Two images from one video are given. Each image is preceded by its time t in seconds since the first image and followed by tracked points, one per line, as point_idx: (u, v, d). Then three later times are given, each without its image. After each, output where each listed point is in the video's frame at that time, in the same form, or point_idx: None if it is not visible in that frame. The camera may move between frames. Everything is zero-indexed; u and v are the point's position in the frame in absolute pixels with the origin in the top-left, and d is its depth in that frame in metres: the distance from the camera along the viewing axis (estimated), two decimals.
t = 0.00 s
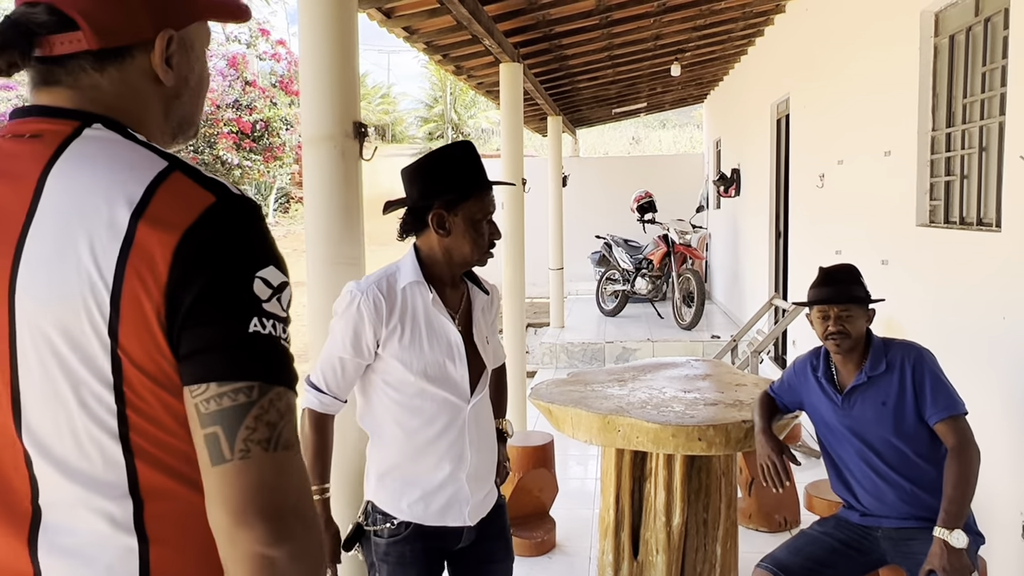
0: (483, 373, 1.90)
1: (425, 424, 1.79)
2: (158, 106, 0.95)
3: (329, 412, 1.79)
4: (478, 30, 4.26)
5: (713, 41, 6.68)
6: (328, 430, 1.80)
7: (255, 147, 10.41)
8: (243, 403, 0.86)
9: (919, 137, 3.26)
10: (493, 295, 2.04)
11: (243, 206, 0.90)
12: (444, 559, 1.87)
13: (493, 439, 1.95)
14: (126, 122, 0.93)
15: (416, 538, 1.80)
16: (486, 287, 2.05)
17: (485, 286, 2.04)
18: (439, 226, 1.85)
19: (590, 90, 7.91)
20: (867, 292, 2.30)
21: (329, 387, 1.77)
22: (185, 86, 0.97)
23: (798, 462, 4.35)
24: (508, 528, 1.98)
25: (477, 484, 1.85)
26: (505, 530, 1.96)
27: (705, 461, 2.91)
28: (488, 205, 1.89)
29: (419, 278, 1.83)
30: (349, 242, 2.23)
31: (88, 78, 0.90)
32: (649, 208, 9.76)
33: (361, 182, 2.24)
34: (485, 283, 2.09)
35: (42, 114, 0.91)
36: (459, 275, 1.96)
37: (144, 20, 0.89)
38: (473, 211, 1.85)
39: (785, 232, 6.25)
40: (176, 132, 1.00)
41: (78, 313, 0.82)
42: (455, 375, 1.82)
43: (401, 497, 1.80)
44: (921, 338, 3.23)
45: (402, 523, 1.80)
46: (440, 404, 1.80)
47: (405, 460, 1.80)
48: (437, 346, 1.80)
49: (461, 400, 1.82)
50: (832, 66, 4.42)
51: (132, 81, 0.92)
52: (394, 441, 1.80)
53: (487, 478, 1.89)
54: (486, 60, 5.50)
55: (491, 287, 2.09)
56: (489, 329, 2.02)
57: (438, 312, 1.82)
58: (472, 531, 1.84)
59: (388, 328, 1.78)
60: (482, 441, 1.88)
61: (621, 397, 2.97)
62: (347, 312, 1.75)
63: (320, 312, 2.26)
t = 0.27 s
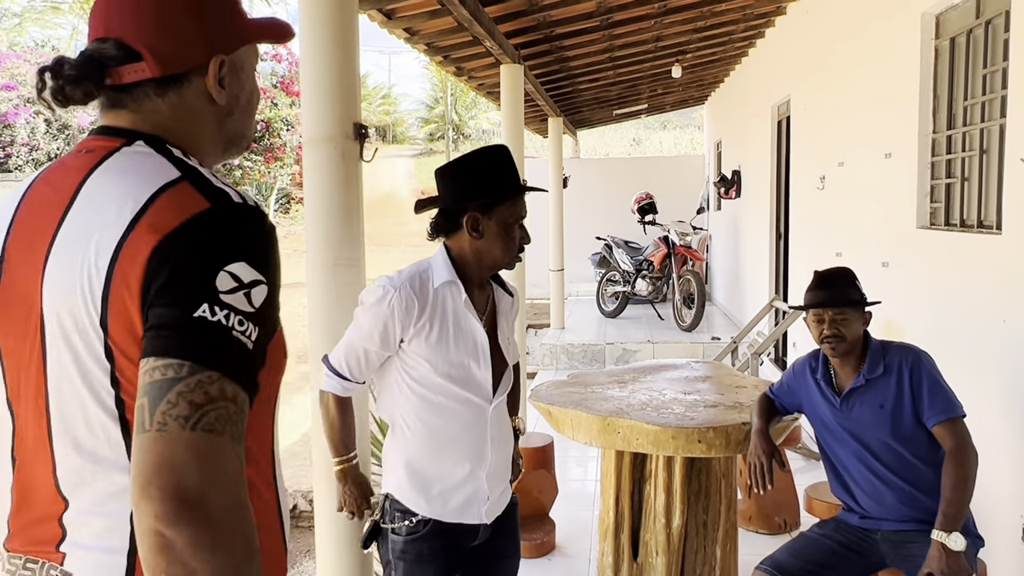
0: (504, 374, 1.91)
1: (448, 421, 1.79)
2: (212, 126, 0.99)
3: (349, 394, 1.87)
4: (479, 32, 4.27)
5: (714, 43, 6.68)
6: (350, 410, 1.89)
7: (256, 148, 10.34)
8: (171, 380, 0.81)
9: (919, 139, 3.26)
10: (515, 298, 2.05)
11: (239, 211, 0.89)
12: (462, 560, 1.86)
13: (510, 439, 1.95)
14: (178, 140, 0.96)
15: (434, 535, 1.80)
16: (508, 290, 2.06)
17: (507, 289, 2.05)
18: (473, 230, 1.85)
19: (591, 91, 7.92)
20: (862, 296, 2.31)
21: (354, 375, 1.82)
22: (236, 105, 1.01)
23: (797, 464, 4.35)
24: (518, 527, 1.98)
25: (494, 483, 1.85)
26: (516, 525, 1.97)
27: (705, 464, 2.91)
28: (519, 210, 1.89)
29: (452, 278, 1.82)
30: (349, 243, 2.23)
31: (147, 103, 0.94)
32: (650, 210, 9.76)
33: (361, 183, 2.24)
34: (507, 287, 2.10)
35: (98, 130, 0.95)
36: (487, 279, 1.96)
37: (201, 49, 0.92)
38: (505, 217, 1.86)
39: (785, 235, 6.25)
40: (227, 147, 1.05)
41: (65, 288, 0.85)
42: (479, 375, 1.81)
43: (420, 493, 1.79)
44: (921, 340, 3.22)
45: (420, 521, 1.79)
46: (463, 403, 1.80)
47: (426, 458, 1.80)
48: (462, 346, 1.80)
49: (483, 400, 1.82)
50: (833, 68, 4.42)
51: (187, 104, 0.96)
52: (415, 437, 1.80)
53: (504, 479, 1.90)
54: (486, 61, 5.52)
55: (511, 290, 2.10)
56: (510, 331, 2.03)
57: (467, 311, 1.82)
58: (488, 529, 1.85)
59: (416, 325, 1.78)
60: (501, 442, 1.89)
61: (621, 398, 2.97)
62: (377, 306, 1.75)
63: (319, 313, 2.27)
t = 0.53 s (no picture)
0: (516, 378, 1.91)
1: (459, 419, 1.80)
2: (221, 126, 1.10)
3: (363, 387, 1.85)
4: (480, 34, 4.27)
5: (715, 45, 6.69)
6: (365, 402, 1.87)
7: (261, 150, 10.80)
8: (141, 356, 0.89)
9: (919, 142, 3.26)
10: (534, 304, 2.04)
11: (205, 198, 0.96)
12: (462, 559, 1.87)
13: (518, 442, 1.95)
14: (190, 142, 1.08)
15: (438, 533, 1.81)
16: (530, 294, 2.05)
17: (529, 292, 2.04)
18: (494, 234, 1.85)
19: (592, 93, 7.93)
20: (865, 299, 2.30)
21: (371, 369, 1.82)
22: (244, 105, 1.11)
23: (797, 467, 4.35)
24: (523, 529, 1.98)
25: (500, 484, 1.86)
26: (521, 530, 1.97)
27: (705, 465, 2.92)
28: (546, 216, 1.87)
29: (477, 281, 1.82)
30: (350, 245, 2.24)
31: (162, 110, 1.06)
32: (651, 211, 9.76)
33: (362, 185, 2.24)
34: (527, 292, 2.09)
35: (123, 141, 1.07)
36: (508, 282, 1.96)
37: (201, 54, 1.04)
38: (530, 225, 1.84)
39: (786, 237, 6.24)
40: (244, 146, 1.15)
41: (80, 279, 0.98)
42: (493, 377, 1.81)
43: (427, 489, 1.80)
44: (922, 343, 3.23)
45: (425, 518, 1.81)
46: (475, 403, 1.81)
47: (435, 455, 1.80)
48: (479, 349, 1.81)
49: (494, 402, 1.82)
50: (834, 70, 4.42)
51: (197, 106, 1.07)
52: (424, 432, 1.80)
53: (509, 482, 1.90)
54: (487, 63, 5.53)
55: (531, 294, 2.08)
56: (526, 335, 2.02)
57: (485, 313, 1.81)
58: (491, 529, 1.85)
59: (434, 323, 1.78)
60: (509, 446, 1.89)
61: (621, 400, 2.98)
62: (399, 302, 1.75)
63: (321, 313, 2.27)
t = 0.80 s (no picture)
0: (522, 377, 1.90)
1: (461, 413, 1.81)
2: (241, 129, 1.22)
3: (372, 376, 1.86)
4: (483, 35, 4.28)
5: (718, 47, 6.70)
6: (371, 392, 1.89)
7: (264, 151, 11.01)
8: (134, 310, 0.93)
9: (921, 144, 3.27)
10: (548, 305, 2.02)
11: (204, 182, 1.04)
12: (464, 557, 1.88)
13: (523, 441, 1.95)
14: (213, 143, 1.20)
15: (440, 530, 1.82)
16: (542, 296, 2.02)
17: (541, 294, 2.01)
18: (492, 222, 1.88)
19: (594, 94, 7.94)
20: (868, 302, 2.30)
21: (377, 358, 1.84)
22: (265, 113, 1.24)
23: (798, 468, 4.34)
24: (528, 532, 1.99)
25: (501, 482, 1.85)
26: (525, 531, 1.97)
27: (707, 466, 2.93)
28: (547, 213, 1.88)
29: (481, 274, 1.84)
30: (354, 245, 2.24)
31: (190, 116, 1.20)
32: (653, 212, 9.77)
33: (366, 184, 2.24)
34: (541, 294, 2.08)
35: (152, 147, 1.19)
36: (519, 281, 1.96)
37: (225, 65, 1.19)
38: (529, 218, 1.85)
39: (788, 238, 6.25)
40: (265, 152, 1.27)
41: (99, 258, 1.08)
42: (496, 373, 1.82)
43: (428, 481, 1.81)
44: (923, 344, 3.23)
45: (426, 514, 1.82)
46: (477, 398, 1.81)
47: (437, 447, 1.81)
48: (484, 344, 1.81)
49: (497, 399, 1.82)
50: (836, 72, 4.43)
51: (221, 111, 1.20)
52: (427, 424, 1.82)
53: (511, 483, 1.89)
54: (490, 64, 5.54)
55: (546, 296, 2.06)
56: (536, 336, 2.00)
57: (490, 308, 1.82)
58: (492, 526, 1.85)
59: (439, 315, 1.79)
60: (513, 446, 1.89)
61: (622, 400, 2.99)
62: (407, 292, 1.78)
63: (326, 313, 2.29)
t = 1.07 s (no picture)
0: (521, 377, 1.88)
1: (453, 409, 1.81)
2: (251, 130, 1.26)
3: (373, 372, 1.88)
4: (487, 36, 4.30)
5: (721, 47, 6.71)
6: (375, 387, 1.90)
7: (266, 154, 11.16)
8: (110, 295, 0.95)
9: (924, 145, 3.27)
10: (554, 306, 1.99)
11: (192, 183, 1.06)
12: (465, 556, 1.89)
13: (522, 443, 1.92)
14: (223, 143, 1.24)
15: (433, 527, 1.82)
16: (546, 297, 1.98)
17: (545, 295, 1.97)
18: (483, 218, 1.92)
19: (597, 95, 7.96)
20: (870, 303, 2.31)
21: (375, 352, 1.87)
22: (275, 115, 1.29)
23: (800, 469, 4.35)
24: (533, 534, 1.97)
25: (494, 481, 1.83)
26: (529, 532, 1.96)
27: (709, 466, 2.93)
28: (536, 205, 1.88)
29: (475, 270, 1.85)
30: (356, 244, 2.26)
31: (202, 116, 1.23)
32: (655, 212, 9.77)
33: (369, 182, 2.23)
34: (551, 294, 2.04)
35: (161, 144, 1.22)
36: (519, 279, 1.93)
37: (239, 67, 1.24)
38: (515, 210, 1.86)
39: (790, 239, 6.25)
40: (274, 153, 1.31)
41: (100, 249, 1.12)
42: (488, 370, 1.81)
43: (421, 476, 1.82)
44: (925, 345, 3.23)
45: (421, 511, 1.83)
46: (468, 394, 1.81)
47: (430, 442, 1.82)
48: (476, 339, 1.81)
49: (488, 396, 1.81)
50: (839, 73, 4.44)
51: (232, 113, 1.25)
52: (421, 419, 1.84)
53: (506, 483, 1.86)
54: (494, 64, 5.55)
55: (555, 298, 2.04)
56: (541, 337, 1.98)
57: (483, 305, 1.82)
58: (486, 525, 1.84)
59: (433, 311, 1.82)
60: (507, 446, 1.86)
61: (624, 400, 2.99)
62: (406, 287, 1.82)
63: (329, 311, 2.32)
